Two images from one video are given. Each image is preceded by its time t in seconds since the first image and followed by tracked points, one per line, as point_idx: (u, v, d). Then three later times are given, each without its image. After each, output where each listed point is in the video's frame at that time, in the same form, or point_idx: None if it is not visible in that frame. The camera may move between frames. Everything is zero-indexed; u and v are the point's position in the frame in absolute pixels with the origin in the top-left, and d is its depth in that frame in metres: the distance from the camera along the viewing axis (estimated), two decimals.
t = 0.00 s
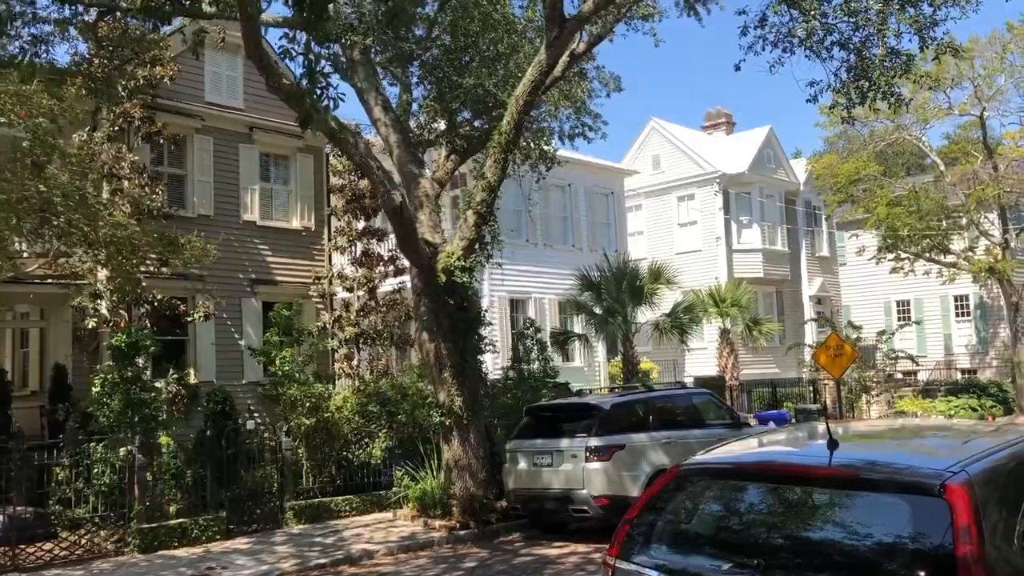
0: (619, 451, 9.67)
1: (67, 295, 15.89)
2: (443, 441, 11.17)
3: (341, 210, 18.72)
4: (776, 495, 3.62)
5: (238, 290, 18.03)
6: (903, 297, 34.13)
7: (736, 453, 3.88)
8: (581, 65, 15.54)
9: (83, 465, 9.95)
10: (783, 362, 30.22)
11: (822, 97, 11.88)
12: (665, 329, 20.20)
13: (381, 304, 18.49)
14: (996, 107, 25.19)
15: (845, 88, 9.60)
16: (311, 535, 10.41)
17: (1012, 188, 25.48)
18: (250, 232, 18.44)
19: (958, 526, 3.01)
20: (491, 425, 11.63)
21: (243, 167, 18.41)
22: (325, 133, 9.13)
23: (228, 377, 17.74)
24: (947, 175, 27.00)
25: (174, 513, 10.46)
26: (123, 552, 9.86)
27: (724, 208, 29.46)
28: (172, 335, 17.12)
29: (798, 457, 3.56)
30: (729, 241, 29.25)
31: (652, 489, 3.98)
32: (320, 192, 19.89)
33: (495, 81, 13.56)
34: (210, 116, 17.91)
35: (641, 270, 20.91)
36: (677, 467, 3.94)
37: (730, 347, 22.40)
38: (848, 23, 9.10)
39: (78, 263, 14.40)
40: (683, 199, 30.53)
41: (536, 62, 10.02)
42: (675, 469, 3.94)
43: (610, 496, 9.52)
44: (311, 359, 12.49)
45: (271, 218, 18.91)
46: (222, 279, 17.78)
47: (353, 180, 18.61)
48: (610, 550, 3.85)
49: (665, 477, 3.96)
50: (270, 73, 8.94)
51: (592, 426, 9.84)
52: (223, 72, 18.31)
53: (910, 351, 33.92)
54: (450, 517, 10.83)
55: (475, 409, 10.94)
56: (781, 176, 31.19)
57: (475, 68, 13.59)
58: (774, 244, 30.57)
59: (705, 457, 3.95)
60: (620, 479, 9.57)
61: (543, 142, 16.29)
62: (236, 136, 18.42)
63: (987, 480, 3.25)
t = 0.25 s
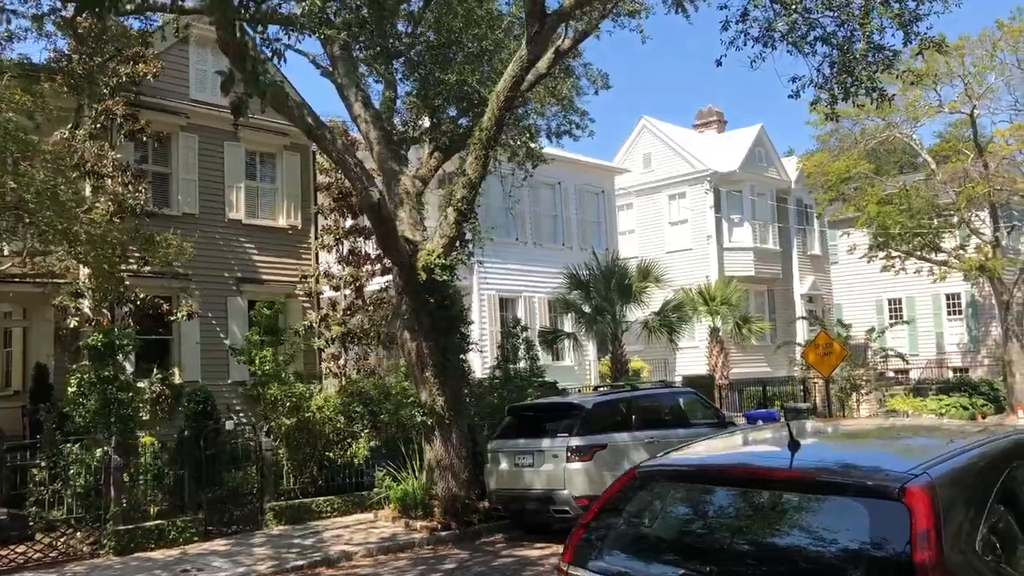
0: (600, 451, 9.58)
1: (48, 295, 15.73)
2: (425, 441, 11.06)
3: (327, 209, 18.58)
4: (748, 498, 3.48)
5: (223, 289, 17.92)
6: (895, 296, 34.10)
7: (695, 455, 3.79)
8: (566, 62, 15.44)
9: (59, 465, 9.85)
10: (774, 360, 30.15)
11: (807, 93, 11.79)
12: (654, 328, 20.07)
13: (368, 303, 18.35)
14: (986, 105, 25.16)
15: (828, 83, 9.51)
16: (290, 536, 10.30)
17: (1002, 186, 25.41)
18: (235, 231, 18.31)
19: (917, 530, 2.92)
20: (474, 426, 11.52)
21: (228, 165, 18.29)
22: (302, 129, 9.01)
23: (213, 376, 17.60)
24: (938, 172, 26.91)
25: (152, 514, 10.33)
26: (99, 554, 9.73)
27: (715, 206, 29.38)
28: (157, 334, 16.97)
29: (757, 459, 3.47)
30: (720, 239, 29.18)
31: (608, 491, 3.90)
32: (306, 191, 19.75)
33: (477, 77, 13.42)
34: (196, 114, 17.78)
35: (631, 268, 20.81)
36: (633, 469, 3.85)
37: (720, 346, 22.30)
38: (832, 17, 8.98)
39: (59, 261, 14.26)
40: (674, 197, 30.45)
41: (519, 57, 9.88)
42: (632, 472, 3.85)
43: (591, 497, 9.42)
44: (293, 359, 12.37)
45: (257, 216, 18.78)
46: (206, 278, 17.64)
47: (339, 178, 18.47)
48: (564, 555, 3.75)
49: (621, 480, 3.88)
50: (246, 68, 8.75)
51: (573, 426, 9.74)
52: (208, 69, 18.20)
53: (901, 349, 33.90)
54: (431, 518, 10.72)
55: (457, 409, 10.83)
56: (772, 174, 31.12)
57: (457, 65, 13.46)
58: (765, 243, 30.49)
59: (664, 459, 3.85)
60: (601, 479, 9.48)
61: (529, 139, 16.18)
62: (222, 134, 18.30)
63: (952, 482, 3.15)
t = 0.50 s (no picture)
0: (580, 451, 9.45)
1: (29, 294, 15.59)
2: (406, 442, 10.91)
3: (314, 207, 18.42)
4: (705, 502, 3.31)
5: (207, 288, 17.74)
6: (889, 295, 34.01)
7: (646, 459, 3.66)
8: (552, 59, 15.30)
9: (33, 467, 9.65)
10: (767, 359, 30.04)
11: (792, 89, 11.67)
12: (643, 327, 19.93)
13: (355, 302, 18.19)
14: (979, 103, 25.06)
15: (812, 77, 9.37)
16: (267, 539, 10.15)
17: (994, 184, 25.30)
18: (220, 229, 18.14)
19: (868, 540, 2.81)
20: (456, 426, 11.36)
21: (214, 163, 18.13)
22: (275, 125, 8.85)
23: (198, 377, 17.43)
24: (931, 170, 26.78)
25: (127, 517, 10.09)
26: (72, 558, 9.54)
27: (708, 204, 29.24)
28: (141, 333, 16.76)
29: (707, 463, 3.34)
30: (713, 238, 29.05)
31: (555, 498, 3.76)
32: (293, 190, 19.58)
33: (460, 73, 13.27)
34: (181, 112, 17.63)
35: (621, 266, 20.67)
36: (580, 475, 3.72)
37: (711, 345, 22.18)
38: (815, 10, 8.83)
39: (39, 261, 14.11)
40: (666, 196, 30.31)
41: (498, 51, 9.73)
42: (579, 478, 3.72)
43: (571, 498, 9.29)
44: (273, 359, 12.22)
45: (242, 215, 18.61)
46: (190, 277, 17.46)
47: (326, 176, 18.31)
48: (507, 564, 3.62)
49: (568, 486, 3.74)
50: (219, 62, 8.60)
51: (554, 426, 9.62)
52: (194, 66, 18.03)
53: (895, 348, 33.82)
54: (411, 520, 10.59)
55: (438, 409, 10.68)
56: (765, 173, 30.99)
57: (439, 61, 13.32)
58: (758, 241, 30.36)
59: (614, 464, 3.72)
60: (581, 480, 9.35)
61: (515, 137, 16.05)
62: (207, 132, 18.14)
63: (908, 487, 3.03)
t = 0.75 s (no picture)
0: (563, 451, 9.37)
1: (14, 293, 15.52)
2: (390, 442, 10.82)
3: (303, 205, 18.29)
4: (669, 505, 3.19)
5: (195, 287, 17.63)
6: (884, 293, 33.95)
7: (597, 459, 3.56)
8: (540, 55, 15.19)
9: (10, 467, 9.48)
10: (762, 358, 29.95)
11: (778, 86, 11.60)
12: (635, 326, 19.83)
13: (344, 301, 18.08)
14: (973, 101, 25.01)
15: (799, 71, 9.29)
16: (248, 540, 10.06)
17: (988, 181, 25.19)
18: (209, 228, 18.03)
19: (818, 543, 2.71)
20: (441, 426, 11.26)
21: (202, 161, 18.02)
22: (253, 120, 8.77)
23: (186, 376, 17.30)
24: (925, 168, 26.69)
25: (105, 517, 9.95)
26: (49, 559, 9.38)
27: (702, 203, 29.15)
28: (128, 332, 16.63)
29: (658, 463, 3.25)
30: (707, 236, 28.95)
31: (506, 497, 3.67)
32: (283, 188, 19.45)
33: (444, 69, 13.24)
34: (168, 110, 17.54)
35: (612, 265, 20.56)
36: (531, 474, 3.62)
37: (704, 343, 22.09)
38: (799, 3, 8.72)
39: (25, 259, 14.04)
40: (661, 194, 30.21)
41: (480, 46, 9.63)
42: (529, 478, 3.62)
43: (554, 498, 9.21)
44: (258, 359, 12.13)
45: (231, 213, 18.49)
46: (178, 276, 17.35)
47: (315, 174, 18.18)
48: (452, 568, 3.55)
49: (519, 485, 3.64)
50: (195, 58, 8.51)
51: (537, 425, 9.54)
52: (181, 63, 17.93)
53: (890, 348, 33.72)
54: (394, 521, 10.51)
55: (422, 408, 10.58)
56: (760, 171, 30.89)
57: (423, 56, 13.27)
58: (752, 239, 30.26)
59: (568, 462, 3.62)
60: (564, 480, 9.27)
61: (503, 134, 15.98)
62: (195, 130, 18.04)
63: (866, 490, 2.94)
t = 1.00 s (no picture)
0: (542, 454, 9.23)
1: None
2: (370, 444, 10.64)
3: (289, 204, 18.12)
4: (625, 518, 2.89)
5: (180, 287, 17.49)
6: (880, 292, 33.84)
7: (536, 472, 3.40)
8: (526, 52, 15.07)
9: None
10: (757, 357, 29.79)
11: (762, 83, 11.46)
12: (625, 325, 19.68)
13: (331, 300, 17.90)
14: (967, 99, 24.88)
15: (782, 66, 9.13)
16: (223, 544, 9.90)
17: (983, 180, 25.04)
18: (195, 227, 17.89)
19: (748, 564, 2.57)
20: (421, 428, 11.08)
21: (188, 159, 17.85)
22: (224, 118, 8.62)
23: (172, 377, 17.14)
24: (920, 167, 26.52)
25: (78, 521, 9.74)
26: (19, 565, 9.18)
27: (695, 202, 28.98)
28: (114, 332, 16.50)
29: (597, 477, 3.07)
30: (701, 235, 28.79)
31: (437, 511, 3.53)
32: (270, 187, 19.28)
33: (426, 66, 13.14)
34: (153, 107, 17.37)
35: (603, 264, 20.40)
36: (465, 487, 3.48)
37: (696, 342, 21.94)
38: None
39: (5, 259, 13.88)
40: (654, 193, 30.05)
41: (458, 43, 9.49)
42: (462, 491, 3.48)
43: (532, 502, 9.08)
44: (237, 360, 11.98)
45: (217, 212, 18.31)
46: (163, 276, 17.20)
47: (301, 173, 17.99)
48: None
49: (452, 499, 3.50)
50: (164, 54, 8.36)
51: (516, 427, 9.41)
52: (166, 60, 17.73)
53: (886, 347, 33.57)
54: (373, 524, 10.35)
55: (402, 410, 10.41)
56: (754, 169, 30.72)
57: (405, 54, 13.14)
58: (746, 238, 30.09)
59: (504, 474, 3.46)
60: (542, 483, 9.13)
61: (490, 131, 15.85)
62: (181, 128, 17.88)
63: (808, 503, 2.79)
